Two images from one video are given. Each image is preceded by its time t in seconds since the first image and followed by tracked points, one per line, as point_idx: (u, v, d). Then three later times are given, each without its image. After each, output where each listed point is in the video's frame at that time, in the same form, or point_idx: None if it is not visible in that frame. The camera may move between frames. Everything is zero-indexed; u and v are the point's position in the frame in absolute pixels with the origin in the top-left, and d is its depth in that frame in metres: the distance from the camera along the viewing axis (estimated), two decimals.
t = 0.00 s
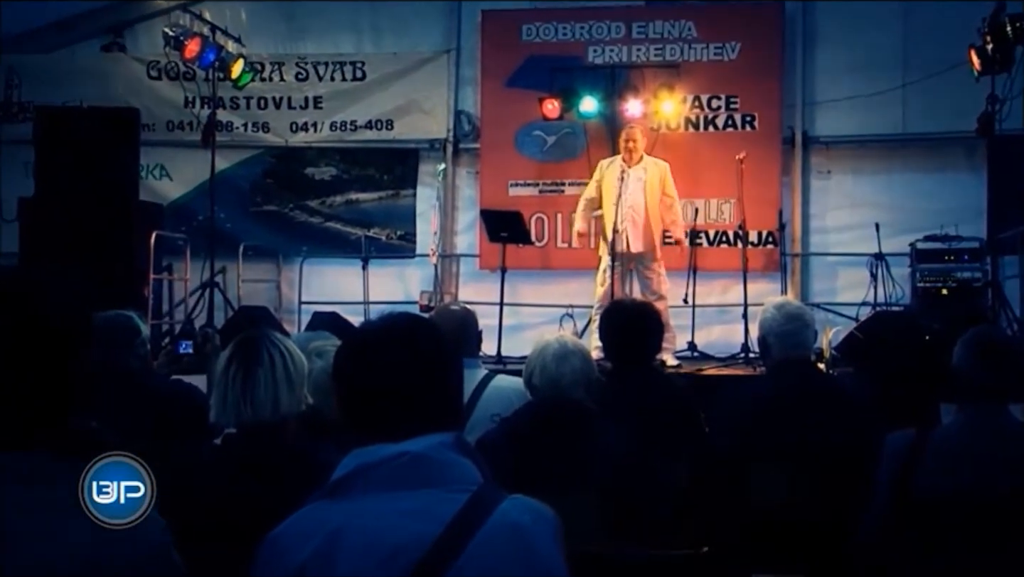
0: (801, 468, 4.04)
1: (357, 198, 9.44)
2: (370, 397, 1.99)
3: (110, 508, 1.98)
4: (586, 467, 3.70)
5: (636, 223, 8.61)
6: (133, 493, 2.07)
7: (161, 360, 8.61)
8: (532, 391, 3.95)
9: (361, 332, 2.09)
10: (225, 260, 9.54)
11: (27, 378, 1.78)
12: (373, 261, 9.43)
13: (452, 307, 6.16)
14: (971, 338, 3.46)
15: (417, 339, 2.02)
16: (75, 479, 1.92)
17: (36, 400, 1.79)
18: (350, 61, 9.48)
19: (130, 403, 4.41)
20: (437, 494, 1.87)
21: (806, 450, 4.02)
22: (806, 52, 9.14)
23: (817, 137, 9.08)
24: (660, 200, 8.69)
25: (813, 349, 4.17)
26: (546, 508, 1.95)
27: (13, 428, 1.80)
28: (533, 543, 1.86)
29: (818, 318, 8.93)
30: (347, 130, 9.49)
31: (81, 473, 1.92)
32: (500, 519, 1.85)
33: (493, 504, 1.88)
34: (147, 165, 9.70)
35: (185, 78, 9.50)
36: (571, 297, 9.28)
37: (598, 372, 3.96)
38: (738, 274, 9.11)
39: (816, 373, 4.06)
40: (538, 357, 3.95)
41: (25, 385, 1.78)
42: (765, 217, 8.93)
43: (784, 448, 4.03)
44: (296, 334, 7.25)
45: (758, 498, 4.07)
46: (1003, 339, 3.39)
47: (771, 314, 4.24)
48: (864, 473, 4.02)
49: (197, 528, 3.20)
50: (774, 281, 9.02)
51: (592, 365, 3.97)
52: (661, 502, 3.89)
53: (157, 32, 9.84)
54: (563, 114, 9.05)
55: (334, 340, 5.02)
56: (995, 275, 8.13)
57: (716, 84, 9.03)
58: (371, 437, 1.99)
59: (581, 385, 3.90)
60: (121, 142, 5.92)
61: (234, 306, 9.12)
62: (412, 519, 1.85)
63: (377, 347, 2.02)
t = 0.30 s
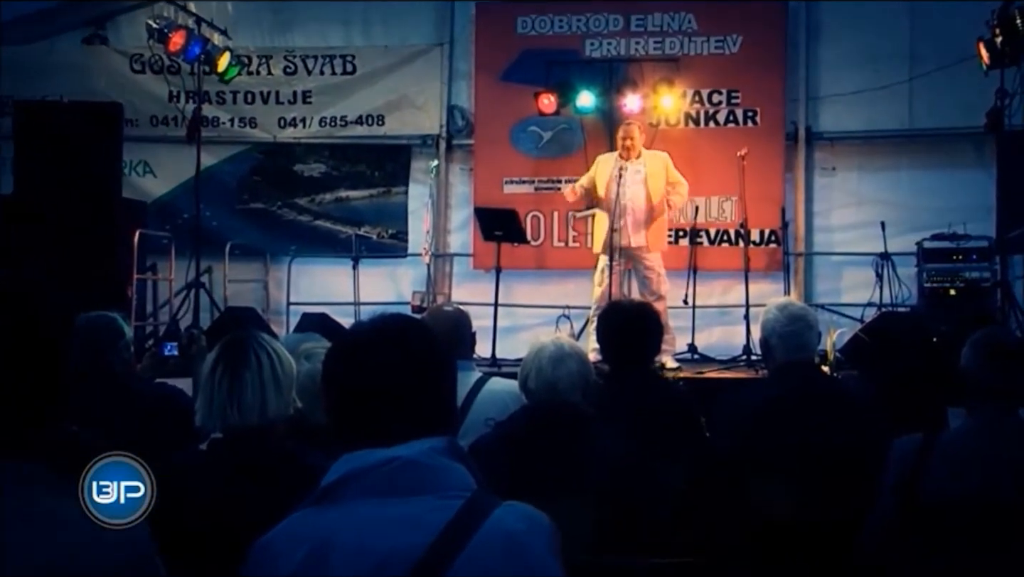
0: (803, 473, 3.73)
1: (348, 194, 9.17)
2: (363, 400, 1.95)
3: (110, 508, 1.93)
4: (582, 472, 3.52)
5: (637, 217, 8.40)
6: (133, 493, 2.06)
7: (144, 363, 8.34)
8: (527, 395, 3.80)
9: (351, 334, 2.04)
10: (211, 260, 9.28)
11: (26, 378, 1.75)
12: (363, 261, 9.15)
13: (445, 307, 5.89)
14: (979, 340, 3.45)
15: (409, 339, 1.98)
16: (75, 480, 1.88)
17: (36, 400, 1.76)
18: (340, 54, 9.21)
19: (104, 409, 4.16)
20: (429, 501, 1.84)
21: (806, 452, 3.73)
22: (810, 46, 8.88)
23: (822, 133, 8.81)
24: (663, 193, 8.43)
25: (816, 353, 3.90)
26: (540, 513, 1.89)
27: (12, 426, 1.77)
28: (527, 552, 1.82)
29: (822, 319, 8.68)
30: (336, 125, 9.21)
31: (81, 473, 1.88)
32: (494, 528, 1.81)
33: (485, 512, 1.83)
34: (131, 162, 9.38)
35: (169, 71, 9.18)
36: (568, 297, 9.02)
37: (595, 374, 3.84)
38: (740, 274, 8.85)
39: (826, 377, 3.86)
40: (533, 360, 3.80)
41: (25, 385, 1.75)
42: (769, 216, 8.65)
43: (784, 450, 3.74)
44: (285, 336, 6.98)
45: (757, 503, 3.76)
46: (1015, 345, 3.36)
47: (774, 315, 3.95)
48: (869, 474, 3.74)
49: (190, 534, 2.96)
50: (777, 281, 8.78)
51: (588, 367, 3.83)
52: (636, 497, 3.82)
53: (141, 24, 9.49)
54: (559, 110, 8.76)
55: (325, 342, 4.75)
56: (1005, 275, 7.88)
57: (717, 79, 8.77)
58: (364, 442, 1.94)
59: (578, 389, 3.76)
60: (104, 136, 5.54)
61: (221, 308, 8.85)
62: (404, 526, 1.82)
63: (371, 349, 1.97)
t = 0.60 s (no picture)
0: (806, 477, 3.62)
1: (339, 194, 8.96)
2: (354, 402, 1.85)
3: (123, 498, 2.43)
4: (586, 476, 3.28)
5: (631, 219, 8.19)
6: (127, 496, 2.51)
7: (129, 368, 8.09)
8: (522, 400, 3.64)
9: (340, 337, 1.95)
10: (199, 261, 9.04)
11: (26, 377, 1.62)
12: (355, 262, 8.92)
13: (439, 308, 5.65)
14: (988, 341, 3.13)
15: (401, 335, 1.90)
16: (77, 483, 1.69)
17: (37, 398, 1.62)
18: (331, 50, 8.96)
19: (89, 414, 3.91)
20: (421, 509, 1.73)
21: (810, 457, 3.62)
22: (812, 41, 8.66)
23: (825, 131, 8.60)
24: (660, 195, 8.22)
25: (820, 356, 3.77)
26: (536, 521, 1.81)
27: (11, 428, 1.59)
28: (522, 559, 1.73)
29: (825, 322, 8.47)
30: (328, 123, 8.95)
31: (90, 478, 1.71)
32: (488, 536, 1.72)
33: (478, 521, 1.74)
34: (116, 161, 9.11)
35: (155, 68, 8.92)
36: (565, 300, 8.79)
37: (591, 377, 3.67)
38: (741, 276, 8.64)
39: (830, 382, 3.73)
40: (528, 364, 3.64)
41: (25, 383, 1.61)
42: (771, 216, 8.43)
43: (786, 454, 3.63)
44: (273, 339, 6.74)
45: (757, 508, 3.67)
46: None
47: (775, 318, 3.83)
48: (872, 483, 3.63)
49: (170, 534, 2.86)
50: (780, 283, 8.56)
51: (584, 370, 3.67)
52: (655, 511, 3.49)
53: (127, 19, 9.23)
54: (556, 107, 8.53)
55: (320, 346, 4.53)
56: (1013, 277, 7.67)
57: (718, 76, 8.56)
58: (355, 447, 1.84)
59: (574, 394, 3.59)
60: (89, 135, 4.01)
61: (208, 310, 8.61)
62: (397, 535, 1.72)
63: (362, 350, 1.88)
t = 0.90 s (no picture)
0: (811, 482, 3.46)
1: (330, 194, 8.69)
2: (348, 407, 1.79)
3: (110, 506, 2.93)
4: (586, 482, 3.03)
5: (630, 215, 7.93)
6: (132, 493, 2.99)
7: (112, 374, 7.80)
8: (520, 407, 3.39)
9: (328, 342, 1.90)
10: (186, 263, 8.78)
11: None
12: (347, 264, 8.65)
13: (433, 312, 5.39)
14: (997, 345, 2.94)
15: (393, 336, 1.84)
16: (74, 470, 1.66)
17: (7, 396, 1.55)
18: (322, 45, 8.70)
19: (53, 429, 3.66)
20: (415, 520, 1.69)
21: (813, 459, 3.45)
22: (818, 36, 8.42)
23: (831, 129, 8.35)
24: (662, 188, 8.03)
25: (824, 361, 3.60)
26: (533, 532, 1.77)
27: None
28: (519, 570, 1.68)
29: (832, 326, 8.22)
30: (319, 121, 8.71)
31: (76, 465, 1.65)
32: (483, 546, 1.67)
33: (475, 532, 1.69)
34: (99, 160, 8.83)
35: (140, 64, 8.65)
36: (563, 303, 8.51)
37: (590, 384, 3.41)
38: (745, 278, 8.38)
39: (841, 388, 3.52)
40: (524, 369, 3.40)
41: None
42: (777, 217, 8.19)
43: (788, 458, 3.47)
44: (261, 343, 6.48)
45: (755, 513, 3.52)
46: None
47: (780, 321, 3.65)
48: (882, 491, 3.45)
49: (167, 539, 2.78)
50: (785, 286, 8.30)
51: (584, 376, 3.40)
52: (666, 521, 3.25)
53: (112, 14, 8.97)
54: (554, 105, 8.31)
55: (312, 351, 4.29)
56: None
57: (721, 71, 8.30)
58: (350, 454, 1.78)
59: (574, 401, 3.32)
60: (66, 130, 4.76)
61: (195, 314, 8.35)
62: (390, 546, 1.68)
63: (354, 354, 1.82)
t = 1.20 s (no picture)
0: (813, 485, 3.49)
1: (323, 194, 8.45)
2: (340, 415, 1.80)
3: (110, 507, 3.23)
4: (586, 487, 2.96)
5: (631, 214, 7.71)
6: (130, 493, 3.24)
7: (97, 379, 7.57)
8: (520, 410, 3.52)
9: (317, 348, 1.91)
10: (174, 265, 8.55)
11: None
12: (340, 266, 8.42)
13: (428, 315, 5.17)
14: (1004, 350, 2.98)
15: (384, 340, 1.85)
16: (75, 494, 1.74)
17: None
18: (314, 41, 8.45)
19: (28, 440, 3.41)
20: (412, 526, 1.68)
21: (814, 462, 3.49)
22: (823, 32, 8.22)
23: (837, 127, 8.14)
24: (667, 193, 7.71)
25: (831, 365, 3.62)
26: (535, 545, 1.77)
27: None
28: None
29: (837, 329, 8.01)
30: (311, 118, 8.45)
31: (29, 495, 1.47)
32: (482, 553, 1.67)
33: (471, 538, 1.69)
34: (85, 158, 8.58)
35: (127, 60, 8.43)
36: (561, 306, 8.29)
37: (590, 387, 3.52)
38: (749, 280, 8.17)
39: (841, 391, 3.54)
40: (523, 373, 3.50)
41: None
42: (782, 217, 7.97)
43: (785, 460, 3.51)
44: (251, 348, 6.24)
45: (759, 515, 3.56)
46: None
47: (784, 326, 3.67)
48: (888, 491, 3.48)
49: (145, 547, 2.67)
50: (790, 288, 8.10)
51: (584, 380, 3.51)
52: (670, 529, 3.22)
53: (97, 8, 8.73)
54: (553, 102, 8.12)
55: (306, 354, 4.09)
56: None
57: (724, 67, 8.10)
58: (343, 462, 1.80)
59: (574, 406, 3.45)
60: (59, 130, 4.69)
61: (183, 317, 8.12)
62: (385, 556, 1.66)
63: (347, 361, 1.83)
